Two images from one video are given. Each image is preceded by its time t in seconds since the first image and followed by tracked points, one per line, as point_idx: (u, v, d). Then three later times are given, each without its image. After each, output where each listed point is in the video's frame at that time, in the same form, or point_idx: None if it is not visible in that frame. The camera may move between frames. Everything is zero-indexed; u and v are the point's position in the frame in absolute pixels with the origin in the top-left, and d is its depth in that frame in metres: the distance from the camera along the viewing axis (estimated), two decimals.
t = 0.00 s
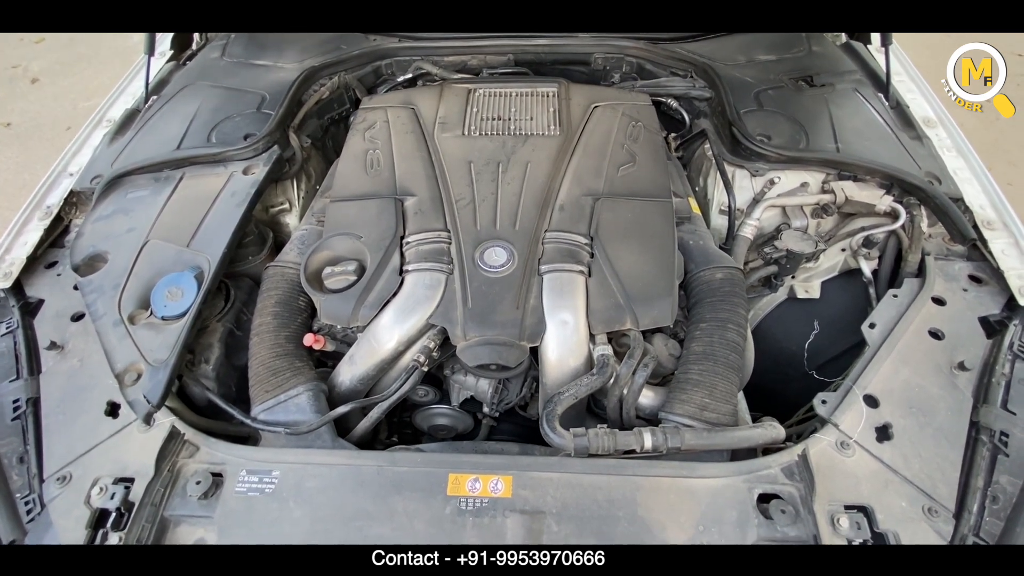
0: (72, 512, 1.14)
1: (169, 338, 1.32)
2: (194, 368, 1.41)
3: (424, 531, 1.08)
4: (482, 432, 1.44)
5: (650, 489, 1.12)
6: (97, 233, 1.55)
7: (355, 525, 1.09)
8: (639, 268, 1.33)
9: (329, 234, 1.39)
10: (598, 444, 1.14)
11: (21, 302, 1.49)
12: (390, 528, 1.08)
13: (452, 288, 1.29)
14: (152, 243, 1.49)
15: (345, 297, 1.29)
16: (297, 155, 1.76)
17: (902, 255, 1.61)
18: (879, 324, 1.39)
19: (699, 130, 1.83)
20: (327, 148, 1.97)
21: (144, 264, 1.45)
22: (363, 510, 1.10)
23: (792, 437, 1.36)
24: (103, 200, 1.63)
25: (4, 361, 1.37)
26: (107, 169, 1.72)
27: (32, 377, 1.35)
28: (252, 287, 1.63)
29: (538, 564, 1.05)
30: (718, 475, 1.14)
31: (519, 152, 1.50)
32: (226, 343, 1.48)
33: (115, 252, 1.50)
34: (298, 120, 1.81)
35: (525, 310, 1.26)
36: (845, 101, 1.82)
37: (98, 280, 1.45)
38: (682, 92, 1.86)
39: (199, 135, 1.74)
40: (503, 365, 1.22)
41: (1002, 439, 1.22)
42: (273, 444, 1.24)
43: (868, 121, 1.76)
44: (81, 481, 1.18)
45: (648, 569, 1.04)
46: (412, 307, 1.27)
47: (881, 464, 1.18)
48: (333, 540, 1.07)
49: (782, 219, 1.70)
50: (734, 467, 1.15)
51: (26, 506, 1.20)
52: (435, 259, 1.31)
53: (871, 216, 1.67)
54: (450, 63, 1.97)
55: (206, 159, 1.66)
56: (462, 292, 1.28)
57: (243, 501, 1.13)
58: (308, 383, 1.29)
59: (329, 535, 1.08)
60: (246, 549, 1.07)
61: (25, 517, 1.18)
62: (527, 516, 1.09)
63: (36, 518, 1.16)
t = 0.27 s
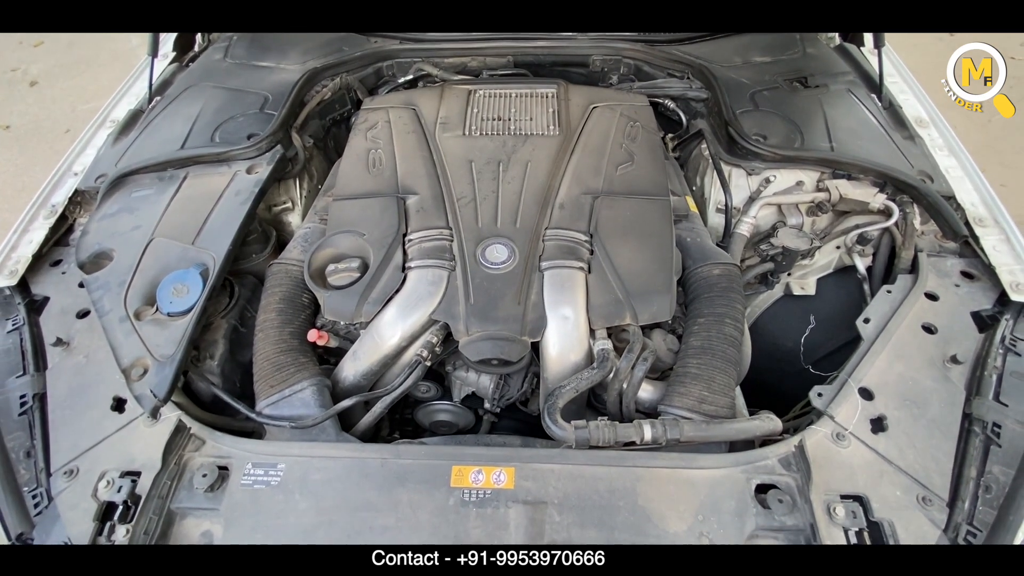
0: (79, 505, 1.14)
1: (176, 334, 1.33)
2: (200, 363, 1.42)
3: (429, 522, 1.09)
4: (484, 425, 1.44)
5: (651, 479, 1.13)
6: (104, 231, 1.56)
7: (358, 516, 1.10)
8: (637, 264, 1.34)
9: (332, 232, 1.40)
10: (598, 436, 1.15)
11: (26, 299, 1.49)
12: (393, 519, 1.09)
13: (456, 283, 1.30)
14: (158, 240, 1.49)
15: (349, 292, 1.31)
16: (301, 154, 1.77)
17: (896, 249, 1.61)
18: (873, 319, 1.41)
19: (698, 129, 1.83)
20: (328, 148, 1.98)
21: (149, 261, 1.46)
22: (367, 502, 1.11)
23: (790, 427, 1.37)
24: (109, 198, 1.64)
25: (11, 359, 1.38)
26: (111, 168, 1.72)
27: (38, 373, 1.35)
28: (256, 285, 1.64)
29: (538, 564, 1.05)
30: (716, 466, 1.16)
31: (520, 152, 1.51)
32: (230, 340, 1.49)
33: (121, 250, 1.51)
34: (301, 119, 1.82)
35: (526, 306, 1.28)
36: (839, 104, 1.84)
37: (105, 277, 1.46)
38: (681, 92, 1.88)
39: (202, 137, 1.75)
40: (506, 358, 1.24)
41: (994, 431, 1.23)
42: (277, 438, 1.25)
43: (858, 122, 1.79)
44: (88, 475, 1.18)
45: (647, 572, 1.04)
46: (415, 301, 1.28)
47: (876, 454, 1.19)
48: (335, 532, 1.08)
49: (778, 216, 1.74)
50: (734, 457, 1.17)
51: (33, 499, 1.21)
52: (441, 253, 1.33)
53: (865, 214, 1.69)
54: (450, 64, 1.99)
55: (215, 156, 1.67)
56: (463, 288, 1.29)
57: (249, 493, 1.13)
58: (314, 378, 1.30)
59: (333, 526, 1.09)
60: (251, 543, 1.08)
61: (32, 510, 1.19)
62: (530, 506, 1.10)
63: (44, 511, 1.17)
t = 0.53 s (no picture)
0: (93, 495, 1.16)
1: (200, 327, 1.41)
2: (209, 358, 1.41)
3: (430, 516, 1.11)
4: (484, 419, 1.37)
5: (652, 468, 1.15)
6: (113, 232, 1.59)
7: (362, 505, 1.12)
8: (636, 259, 1.39)
9: (340, 228, 1.48)
10: (601, 425, 1.18)
11: (37, 296, 1.47)
12: (398, 510, 1.11)
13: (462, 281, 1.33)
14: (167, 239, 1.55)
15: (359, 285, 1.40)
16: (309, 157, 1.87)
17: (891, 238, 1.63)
18: (870, 311, 1.46)
19: (695, 128, 1.89)
20: (334, 147, 1.97)
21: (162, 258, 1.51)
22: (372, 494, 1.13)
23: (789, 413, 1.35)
24: (121, 202, 1.66)
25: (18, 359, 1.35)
26: (120, 168, 1.76)
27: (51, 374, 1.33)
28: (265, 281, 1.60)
29: (538, 564, 1.04)
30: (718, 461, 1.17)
31: (521, 152, 1.54)
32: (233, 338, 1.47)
33: (134, 249, 1.55)
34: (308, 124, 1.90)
35: (529, 300, 1.30)
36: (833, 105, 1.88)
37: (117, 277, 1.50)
38: (680, 92, 1.92)
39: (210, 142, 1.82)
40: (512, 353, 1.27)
41: (989, 419, 1.22)
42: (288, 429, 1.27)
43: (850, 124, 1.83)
44: (101, 465, 1.20)
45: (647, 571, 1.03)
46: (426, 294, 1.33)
47: (874, 445, 1.20)
48: (343, 523, 1.10)
49: (776, 213, 1.76)
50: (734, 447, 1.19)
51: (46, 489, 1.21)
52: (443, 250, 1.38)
53: (861, 210, 1.70)
54: (453, 66, 1.97)
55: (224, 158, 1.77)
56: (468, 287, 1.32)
57: (260, 486, 1.16)
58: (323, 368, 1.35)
59: (339, 518, 1.10)
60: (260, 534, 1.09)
61: (46, 500, 1.19)
62: (532, 497, 1.12)
63: (58, 502, 1.17)
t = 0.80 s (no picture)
0: (101, 480, 1.20)
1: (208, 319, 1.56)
2: (216, 352, 1.54)
3: (431, 503, 1.10)
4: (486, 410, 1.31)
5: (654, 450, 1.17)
6: (116, 226, 1.59)
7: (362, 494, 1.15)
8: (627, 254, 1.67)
9: (348, 223, 1.87)
10: (601, 410, 1.23)
11: (46, 289, 1.40)
12: (398, 501, 1.12)
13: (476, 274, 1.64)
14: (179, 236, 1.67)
15: (367, 276, 1.74)
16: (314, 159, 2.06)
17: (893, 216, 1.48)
18: (865, 300, 1.41)
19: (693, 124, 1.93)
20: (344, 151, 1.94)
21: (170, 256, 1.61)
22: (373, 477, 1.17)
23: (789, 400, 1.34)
24: (132, 201, 1.65)
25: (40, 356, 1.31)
26: (131, 165, 1.66)
27: (100, 366, 1.36)
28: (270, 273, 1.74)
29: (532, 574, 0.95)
30: (718, 454, 1.18)
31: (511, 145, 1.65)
32: (233, 335, 1.57)
33: (137, 245, 1.61)
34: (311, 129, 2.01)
35: (533, 291, 1.56)
36: (834, 102, 1.69)
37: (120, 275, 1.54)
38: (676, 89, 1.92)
39: (210, 143, 1.87)
40: (513, 338, 1.49)
41: (982, 402, 1.17)
42: (293, 417, 1.41)
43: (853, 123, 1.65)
44: (110, 452, 1.25)
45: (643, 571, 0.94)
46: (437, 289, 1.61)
47: (866, 426, 1.24)
48: (341, 507, 1.12)
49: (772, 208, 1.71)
50: (734, 430, 1.23)
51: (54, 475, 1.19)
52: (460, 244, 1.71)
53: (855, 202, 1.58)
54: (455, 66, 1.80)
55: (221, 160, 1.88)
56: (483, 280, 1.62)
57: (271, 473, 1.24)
58: (331, 355, 1.56)
59: (343, 502, 1.13)
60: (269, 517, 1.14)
61: (56, 485, 1.17)
62: (536, 489, 1.10)
63: (69, 488, 1.17)
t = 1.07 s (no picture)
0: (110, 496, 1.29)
1: (215, 319, 2.03)
2: (217, 352, 2.05)
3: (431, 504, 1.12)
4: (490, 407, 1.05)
5: (653, 434, 1.06)
6: (121, 227, 1.71)
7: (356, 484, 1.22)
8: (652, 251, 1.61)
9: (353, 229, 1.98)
10: (594, 390, 1.00)
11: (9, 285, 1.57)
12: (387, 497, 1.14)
13: (478, 273, 1.07)
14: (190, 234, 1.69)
15: (365, 277, 1.99)
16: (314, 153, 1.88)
17: (894, 214, 1.37)
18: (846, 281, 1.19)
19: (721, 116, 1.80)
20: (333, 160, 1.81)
21: (173, 256, 1.82)
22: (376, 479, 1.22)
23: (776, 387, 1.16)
24: (139, 203, 1.65)
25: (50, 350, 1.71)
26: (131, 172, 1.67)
27: (107, 363, 1.89)
28: (270, 271, 2.00)
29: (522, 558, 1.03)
30: (712, 448, 1.15)
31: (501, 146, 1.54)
32: (235, 335, 2.06)
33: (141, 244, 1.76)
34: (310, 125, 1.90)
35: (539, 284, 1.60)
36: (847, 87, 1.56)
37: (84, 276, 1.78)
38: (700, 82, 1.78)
39: (214, 141, 1.60)
40: (502, 347, 1.03)
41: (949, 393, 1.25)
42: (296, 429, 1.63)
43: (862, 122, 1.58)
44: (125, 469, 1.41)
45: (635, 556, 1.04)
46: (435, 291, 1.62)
47: (849, 405, 1.35)
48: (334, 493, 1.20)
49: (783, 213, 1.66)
50: (731, 415, 1.14)
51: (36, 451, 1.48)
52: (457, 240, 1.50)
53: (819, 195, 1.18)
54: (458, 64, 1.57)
55: (225, 162, 1.59)
56: (487, 282, 1.06)
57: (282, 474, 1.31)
58: (335, 351, 2.09)
59: (344, 497, 1.16)
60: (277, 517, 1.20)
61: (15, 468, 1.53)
62: (533, 482, 1.01)
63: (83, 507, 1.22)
